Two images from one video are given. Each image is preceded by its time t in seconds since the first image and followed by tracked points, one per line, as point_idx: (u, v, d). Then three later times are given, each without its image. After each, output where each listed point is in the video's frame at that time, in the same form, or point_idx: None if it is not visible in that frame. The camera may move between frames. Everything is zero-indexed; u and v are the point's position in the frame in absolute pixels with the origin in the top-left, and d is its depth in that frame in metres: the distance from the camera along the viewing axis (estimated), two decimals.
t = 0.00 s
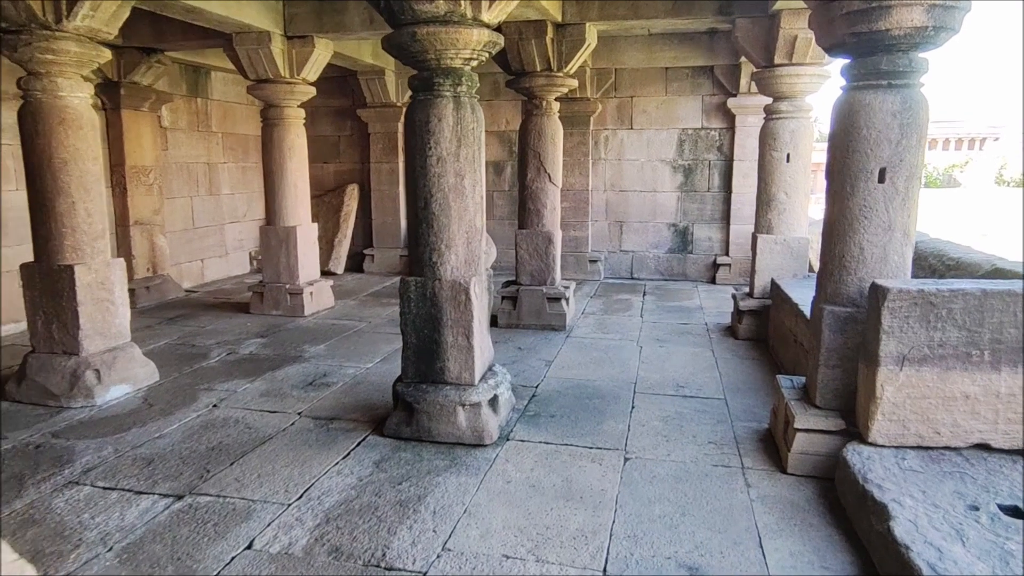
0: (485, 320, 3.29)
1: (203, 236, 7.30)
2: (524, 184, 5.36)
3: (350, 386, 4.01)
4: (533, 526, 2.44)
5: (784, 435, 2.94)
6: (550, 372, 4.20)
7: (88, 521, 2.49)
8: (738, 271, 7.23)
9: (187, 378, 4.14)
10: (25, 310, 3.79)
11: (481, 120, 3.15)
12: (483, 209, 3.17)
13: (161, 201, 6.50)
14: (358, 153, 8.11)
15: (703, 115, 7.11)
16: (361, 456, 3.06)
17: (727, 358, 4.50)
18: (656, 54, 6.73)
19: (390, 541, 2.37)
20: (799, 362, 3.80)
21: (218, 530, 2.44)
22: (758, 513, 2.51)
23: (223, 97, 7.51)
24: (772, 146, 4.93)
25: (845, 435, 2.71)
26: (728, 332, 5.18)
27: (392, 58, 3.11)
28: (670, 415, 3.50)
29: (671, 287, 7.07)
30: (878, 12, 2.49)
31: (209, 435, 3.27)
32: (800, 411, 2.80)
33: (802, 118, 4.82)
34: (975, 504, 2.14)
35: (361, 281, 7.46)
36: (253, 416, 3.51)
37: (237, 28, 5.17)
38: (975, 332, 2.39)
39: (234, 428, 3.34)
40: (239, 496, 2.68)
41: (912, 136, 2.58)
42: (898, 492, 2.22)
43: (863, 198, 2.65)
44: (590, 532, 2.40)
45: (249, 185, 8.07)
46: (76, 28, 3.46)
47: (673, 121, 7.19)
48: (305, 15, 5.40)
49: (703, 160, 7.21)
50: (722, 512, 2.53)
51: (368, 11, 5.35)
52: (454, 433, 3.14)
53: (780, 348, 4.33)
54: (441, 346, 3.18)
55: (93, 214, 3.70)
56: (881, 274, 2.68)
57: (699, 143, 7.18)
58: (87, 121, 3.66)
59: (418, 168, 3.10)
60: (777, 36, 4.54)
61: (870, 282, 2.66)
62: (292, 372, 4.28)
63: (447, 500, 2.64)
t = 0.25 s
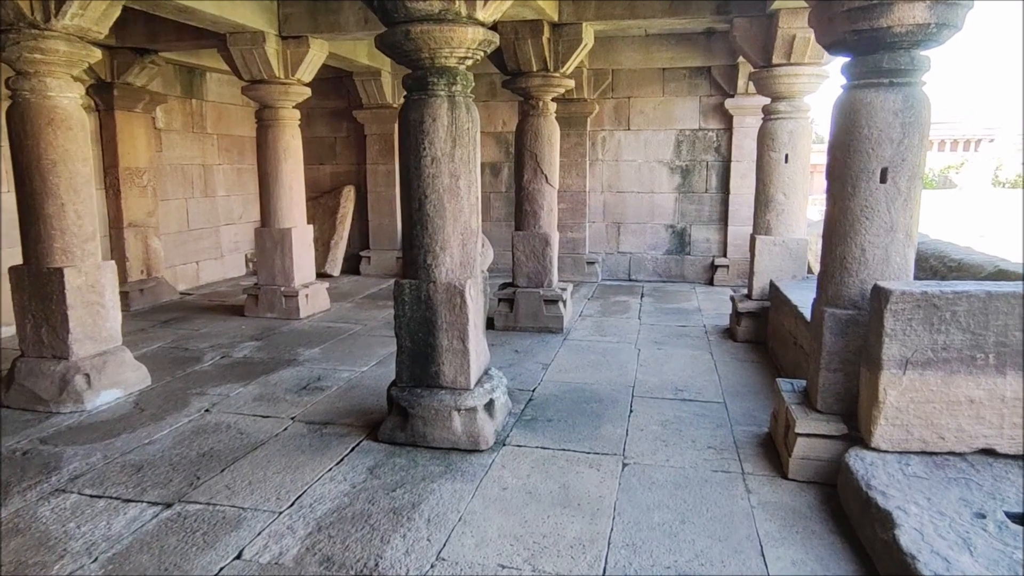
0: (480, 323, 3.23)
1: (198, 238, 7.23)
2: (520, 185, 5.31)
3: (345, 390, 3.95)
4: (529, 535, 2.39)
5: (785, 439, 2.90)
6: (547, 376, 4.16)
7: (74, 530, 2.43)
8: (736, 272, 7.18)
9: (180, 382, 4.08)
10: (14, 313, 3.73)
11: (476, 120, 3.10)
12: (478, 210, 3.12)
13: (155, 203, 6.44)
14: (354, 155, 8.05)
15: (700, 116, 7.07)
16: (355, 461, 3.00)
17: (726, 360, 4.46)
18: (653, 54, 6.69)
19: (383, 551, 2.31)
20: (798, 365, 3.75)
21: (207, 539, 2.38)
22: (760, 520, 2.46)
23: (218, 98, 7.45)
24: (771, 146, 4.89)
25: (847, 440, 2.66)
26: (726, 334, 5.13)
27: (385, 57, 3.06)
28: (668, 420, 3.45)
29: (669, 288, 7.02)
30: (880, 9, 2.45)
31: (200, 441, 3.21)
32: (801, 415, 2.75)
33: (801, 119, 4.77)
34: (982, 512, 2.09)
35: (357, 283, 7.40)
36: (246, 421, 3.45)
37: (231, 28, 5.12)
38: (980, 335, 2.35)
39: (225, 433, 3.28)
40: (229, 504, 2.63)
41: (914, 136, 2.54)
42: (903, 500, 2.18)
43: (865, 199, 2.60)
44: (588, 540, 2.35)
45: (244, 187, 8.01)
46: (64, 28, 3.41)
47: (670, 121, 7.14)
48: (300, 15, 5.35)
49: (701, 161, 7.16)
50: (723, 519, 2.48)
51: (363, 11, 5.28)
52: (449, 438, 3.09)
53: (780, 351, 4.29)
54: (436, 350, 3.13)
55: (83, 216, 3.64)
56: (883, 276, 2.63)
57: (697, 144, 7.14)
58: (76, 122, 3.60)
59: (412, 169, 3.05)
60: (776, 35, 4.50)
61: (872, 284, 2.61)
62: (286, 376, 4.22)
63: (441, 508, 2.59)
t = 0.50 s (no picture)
0: (473, 329, 3.13)
1: (186, 241, 7.10)
2: (515, 187, 5.21)
3: (334, 397, 3.83)
4: (524, 550, 2.28)
5: (789, 448, 2.80)
6: (542, 382, 4.05)
7: (45, 548, 2.31)
8: (734, 275, 7.10)
9: (164, 390, 3.96)
10: None
11: (468, 118, 3.00)
12: (471, 212, 3.01)
13: (141, 205, 6.31)
14: (345, 156, 7.94)
15: (697, 117, 6.99)
16: (343, 472, 2.88)
17: (726, 365, 4.36)
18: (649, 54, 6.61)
19: (371, 568, 2.20)
20: (800, 370, 3.66)
21: (186, 557, 2.26)
22: (766, 534, 2.35)
23: (206, 99, 7.33)
24: (770, 146, 4.80)
25: (855, 449, 2.56)
26: (725, 338, 5.04)
27: (374, 53, 2.96)
28: (668, 427, 3.35)
29: (667, 291, 6.93)
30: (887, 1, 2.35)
31: (182, 451, 3.09)
32: (806, 423, 2.65)
33: (800, 118, 4.69)
34: (999, 526, 2.00)
35: (349, 287, 7.28)
36: (231, 430, 3.33)
37: (217, 26, 5.00)
38: (994, 340, 2.25)
39: (209, 443, 3.15)
40: (210, 518, 2.51)
41: (923, 133, 2.44)
42: (916, 512, 2.08)
43: (871, 199, 2.51)
44: (587, 556, 2.24)
45: (234, 189, 7.89)
46: (42, 24, 3.30)
47: (667, 122, 7.06)
48: (289, 13, 5.23)
49: (698, 162, 7.08)
50: (727, 532, 2.37)
51: (353, 9, 5.16)
52: (441, 448, 2.97)
53: (781, 355, 4.19)
54: (427, 356, 3.02)
55: (61, 219, 3.52)
56: (891, 278, 2.53)
57: (693, 144, 7.05)
58: (54, 122, 3.48)
59: (402, 169, 2.94)
60: (774, 32, 4.41)
61: (879, 287, 2.52)
62: (274, 382, 4.10)
63: (433, 522, 2.48)
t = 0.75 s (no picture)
0: (463, 337, 3.02)
1: (171, 246, 6.96)
2: (506, 190, 5.12)
3: (321, 407, 3.71)
4: (518, 570, 2.17)
5: (790, 458, 2.71)
6: (535, 390, 3.95)
7: (11, 572, 2.18)
8: (728, 278, 7.03)
9: (144, 401, 3.83)
10: None
11: (457, 118, 2.90)
12: (460, 216, 2.91)
13: (124, 210, 6.17)
14: (334, 159, 7.82)
15: (689, 118, 6.92)
16: (328, 487, 2.77)
17: (722, 371, 4.28)
18: (641, 54, 6.55)
19: None
20: (799, 376, 3.58)
21: None
22: (769, 550, 2.26)
23: (191, 101, 7.20)
24: (765, 148, 4.72)
25: (858, 460, 2.48)
26: (720, 343, 4.96)
27: (358, 51, 2.85)
28: (664, 437, 3.26)
29: (660, 295, 6.85)
30: None
31: (161, 465, 2.96)
32: (807, 433, 2.56)
33: (795, 119, 4.62)
34: (1013, 542, 1.91)
35: (337, 292, 7.17)
36: (213, 442, 3.21)
37: (200, 26, 4.89)
38: (1002, 347, 2.18)
39: (189, 457, 3.03)
40: (188, 538, 2.39)
41: (927, 133, 2.36)
42: (926, 528, 1.99)
43: (874, 200, 2.42)
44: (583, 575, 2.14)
45: (220, 193, 7.75)
46: (14, 22, 3.19)
47: (659, 123, 6.99)
48: (274, 13, 5.12)
49: (690, 164, 7.01)
50: (728, 548, 2.28)
51: (339, 9, 5.08)
52: (430, 460, 2.87)
53: (778, 360, 4.11)
54: (415, 366, 2.91)
55: (35, 224, 3.39)
56: (894, 283, 2.45)
57: (686, 146, 6.99)
58: (27, 123, 3.36)
59: (388, 172, 2.84)
60: (769, 32, 4.34)
61: (882, 292, 2.43)
62: (259, 392, 3.98)
63: (422, 539, 2.37)
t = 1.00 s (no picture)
0: (454, 344, 2.96)
1: (158, 251, 6.86)
2: (497, 194, 5.07)
3: (310, 416, 3.64)
4: None
5: (787, 467, 2.66)
6: (527, 397, 3.89)
7: None
8: (721, 281, 7.00)
9: (128, 412, 3.75)
10: None
11: (446, 122, 2.84)
12: (450, 221, 2.85)
13: (109, 215, 6.07)
14: (323, 163, 7.75)
15: (681, 121, 6.89)
16: (316, 500, 2.70)
17: (717, 377, 4.24)
18: (632, 57, 6.52)
19: None
20: (794, 382, 3.54)
21: None
22: (767, 563, 2.21)
23: (178, 104, 7.11)
24: (757, 151, 4.69)
25: (857, 468, 2.43)
26: (714, 347, 4.92)
27: (346, 54, 2.79)
28: (659, 445, 3.20)
29: (653, 299, 6.81)
30: None
31: (144, 479, 2.88)
32: (805, 441, 2.52)
33: (787, 121, 4.59)
34: (1017, 555, 1.87)
35: (327, 297, 7.09)
36: (198, 454, 3.13)
37: (186, 28, 4.81)
38: (1003, 353, 2.14)
39: (174, 469, 2.96)
40: (170, 556, 2.31)
41: (924, 135, 2.32)
42: (928, 540, 1.95)
43: (871, 204, 2.38)
44: None
45: (208, 197, 7.66)
46: None
47: (650, 126, 6.95)
48: (261, 15, 5.05)
49: (682, 167, 6.98)
50: (726, 561, 2.22)
51: (327, 10, 4.99)
52: (421, 472, 2.81)
53: (772, 365, 4.07)
54: (405, 374, 2.85)
55: (14, 231, 3.31)
56: (892, 288, 2.40)
57: (678, 149, 6.96)
58: (6, 128, 3.28)
59: (376, 176, 2.78)
60: (761, 34, 4.31)
61: (880, 298, 2.39)
62: (246, 400, 3.91)
63: (412, 554, 2.31)
